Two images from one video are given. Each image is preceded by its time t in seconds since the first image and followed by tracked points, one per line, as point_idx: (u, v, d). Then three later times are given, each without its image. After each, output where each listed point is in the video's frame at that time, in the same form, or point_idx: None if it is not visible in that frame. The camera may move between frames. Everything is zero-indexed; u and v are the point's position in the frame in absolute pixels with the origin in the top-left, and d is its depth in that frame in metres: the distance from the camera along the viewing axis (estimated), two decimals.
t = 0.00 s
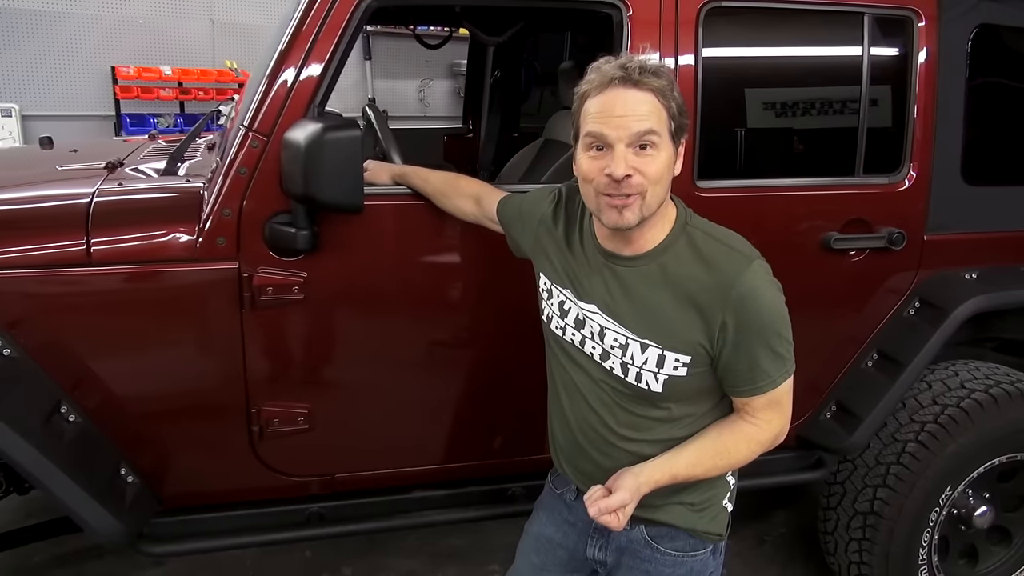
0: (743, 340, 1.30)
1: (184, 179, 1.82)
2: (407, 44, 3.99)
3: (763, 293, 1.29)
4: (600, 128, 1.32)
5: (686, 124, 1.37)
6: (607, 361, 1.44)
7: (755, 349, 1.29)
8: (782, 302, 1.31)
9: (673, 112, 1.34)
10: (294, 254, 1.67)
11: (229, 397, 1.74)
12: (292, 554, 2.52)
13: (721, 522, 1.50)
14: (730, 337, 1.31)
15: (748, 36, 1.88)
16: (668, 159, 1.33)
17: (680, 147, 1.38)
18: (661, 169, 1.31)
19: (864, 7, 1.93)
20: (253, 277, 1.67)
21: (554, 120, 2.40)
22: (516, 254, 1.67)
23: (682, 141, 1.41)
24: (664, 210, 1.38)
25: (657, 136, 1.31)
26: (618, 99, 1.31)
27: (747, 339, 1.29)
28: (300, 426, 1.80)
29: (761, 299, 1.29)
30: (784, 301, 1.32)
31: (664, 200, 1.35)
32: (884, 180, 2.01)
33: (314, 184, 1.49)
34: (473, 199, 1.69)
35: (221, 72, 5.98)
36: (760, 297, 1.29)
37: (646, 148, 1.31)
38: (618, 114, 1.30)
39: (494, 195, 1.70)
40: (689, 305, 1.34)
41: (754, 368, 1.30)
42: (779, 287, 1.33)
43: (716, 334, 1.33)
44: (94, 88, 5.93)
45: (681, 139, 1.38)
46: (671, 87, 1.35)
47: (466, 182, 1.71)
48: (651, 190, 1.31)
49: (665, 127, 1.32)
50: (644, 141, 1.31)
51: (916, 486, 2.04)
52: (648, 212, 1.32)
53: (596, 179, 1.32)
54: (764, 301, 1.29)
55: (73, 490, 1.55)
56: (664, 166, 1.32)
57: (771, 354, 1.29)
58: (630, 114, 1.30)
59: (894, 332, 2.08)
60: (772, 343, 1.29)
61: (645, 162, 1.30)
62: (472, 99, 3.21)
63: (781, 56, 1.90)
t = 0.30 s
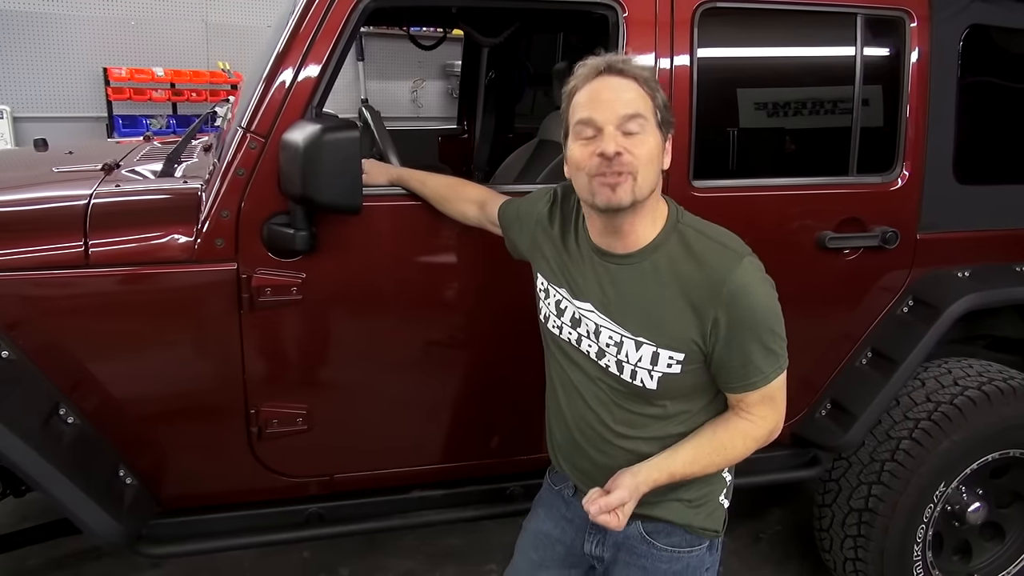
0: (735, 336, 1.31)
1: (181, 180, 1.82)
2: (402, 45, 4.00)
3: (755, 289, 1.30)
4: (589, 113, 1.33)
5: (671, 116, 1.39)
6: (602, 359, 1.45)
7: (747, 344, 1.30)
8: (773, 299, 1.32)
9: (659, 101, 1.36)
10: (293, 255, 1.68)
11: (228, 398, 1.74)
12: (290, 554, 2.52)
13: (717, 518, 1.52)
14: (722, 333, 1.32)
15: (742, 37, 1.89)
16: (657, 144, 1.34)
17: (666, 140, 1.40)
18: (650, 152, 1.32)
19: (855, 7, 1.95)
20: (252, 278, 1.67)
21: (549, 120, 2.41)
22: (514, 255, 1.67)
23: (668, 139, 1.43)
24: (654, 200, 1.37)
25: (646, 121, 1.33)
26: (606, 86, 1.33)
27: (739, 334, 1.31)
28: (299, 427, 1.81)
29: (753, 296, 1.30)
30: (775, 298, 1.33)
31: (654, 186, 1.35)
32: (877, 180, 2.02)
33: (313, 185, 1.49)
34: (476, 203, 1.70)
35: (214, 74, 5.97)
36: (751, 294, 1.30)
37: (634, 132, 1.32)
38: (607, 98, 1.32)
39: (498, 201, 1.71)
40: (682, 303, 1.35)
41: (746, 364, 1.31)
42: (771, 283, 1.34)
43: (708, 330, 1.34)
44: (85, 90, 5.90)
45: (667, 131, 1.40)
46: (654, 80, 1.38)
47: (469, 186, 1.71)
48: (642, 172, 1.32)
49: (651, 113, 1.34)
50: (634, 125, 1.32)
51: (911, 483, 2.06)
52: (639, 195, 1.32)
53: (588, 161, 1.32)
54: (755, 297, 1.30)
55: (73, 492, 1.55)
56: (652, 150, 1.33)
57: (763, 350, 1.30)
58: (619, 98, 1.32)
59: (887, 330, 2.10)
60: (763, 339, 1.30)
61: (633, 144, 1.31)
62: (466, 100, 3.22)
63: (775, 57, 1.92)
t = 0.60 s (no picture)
0: (732, 316, 1.28)
1: (178, 180, 1.81)
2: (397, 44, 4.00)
3: (755, 274, 1.29)
4: (573, 119, 1.36)
5: (660, 103, 1.39)
6: (604, 340, 1.45)
7: (739, 326, 1.26)
8: (775, 287, 1.30)
9: (642, 92, 1.36)
10: (292, 255, 1.68)
11: (226, 398, 1.74)
12: (287, 554, 2.52)
13: (709, 527, 1.48)
14: (720, 312, 1.29)
15: (739, 37, 1.90)
16: (645, 135, 1.34)
17: (661, 128, 1.39)
18: (636, 144, 1.33)
19: (851, 8, 1.95)
20: (250, 278, 1.67)
21: (545, 120, 2.42)
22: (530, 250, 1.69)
23: (667, 126, 1.42)
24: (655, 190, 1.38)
25: (627, 115, 1.33)
26: (584, 89, 1.36)
27: (733, 315, 1.27)
28: (298, 427, 1.80)
29: (752, 280, 1.28)
30: (777, 288, 1.31)
31: (650, 178, 1.35)
32: (873, 179, 2.03)
33: (312, 184, 1.49)
34: (480, 204, 1.71)
35: (209, 73, 5.96)
36: (751, 275, 1.29)
37: (619, 128, 1.33)
38: (585, 102, 1.35)
39: (502, 201, 1.72)
40: (682, 282, 1.34)
41: (740, 346, 1.25)
42: (775, 277, 1.32)
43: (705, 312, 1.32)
44: (79, 89, 5.88)
45: (661, 120, 1.40)
46: (636, 72, 1.38)
47: (472, 187, 1.72)
48: (631, 164, 1.32)
49: (634, 106, 1.34)
50: (616, 121, 1.33)
51: (907, 481, 2.06)
52: (632, 189, 1.33)
53: (578, 164, 1.35)
54: (755, 282, 1.28)
55: (71, 493, 1.55)
56: (640, 142, 1.33)
57: (756, 336, 1.25)
58: (597, 99, 1.34)
59: (884, 329, 2.11)
60: (760, 321, 1.26)
61: (619, 140, 1.32)
62: (463, 99, 3.22)
63: (772, 56, 1.92)
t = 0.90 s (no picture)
0: (711, 324, 1.26)
1: (174, 179, 1.80)
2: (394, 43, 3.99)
3: (744, 283, 1.27)
4: (588, 106, 1.37)
5: (680, 103, 1.35)
6: (585, 323, 1.44)
7: (719, 333, 1.25)
8: (762, 306, 1.28)
9: (661, 89, 1.34)
10: (288, 254, 1.67)
11: (222, 397, 1.73)
12: (283, 554, 2.51)
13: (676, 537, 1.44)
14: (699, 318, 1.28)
15: (736, 36, 1.90)
16: (652, 132, 1.33)
17: (678, 128, 1.36)
18: (639, 139, 1.32)
19: (849, 7, 1.95)
20: (246, 277, 1.66)
21: (542, 119, 2.41)
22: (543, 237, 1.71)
23: (690, 126, 1.38)
24: (658, 188, 1.36)
25: (637, 109, 1.32)
26: (602, 78, 1.36)
27: (715, 321, 1.26)
28: (295, 427, 1.80)
29: (740, 288, 1.26)
30: (765, 308, 1.29)
31: (651, 175, 1.34)
32: (871, 178, 2.03)
33: (309, 184, 1.49)
34: (487, 196, 1.71)
35: (204, 71, 5.94)
36: (739, 288, 1.26)
37: (627, 121, 1.33)
38: (598, 90, 1.36)
39: (509, 194, 1.73)
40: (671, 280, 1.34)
41: (715, 351, 1.24)
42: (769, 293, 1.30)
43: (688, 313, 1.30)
44: (74, 87, 5.85)
45: (680, 117, 1.36)
46: (662, 68, 1.36)
47: (477, 182, 1.73)
48: (629, 159, 1.32)
49: (647, 102, 1.33)
50: (622, 114, 1.33)
51: (904, 480, 2.07)
52: (627, 183, 1.33)
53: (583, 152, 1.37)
54: (742, 290, 1.26)
55: (67, 494, 1.54)
56: (645, 139, 1.32)
57: (735, 344, 1.24)
58: (608, 89, 1.35)
59: (881, 329, 2.11)
60: (738, 334, 1.24)
61: (623, 133, 1.32)
62: (460, 99, 3.22)
63: (769, 56, 1.92)
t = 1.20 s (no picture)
0: (705, 330, 1.28)
1: (173, 177, 1.79)
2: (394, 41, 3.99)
3: (737, 288, 1.28)
4: (592, 97, 1.35)
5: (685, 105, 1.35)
6: (582, 329, 1.44)
7: (716, 340, 1.27)
8: (756, 304, 1.29)
9: (668, 90, 1.33)
10: (287, 252, 1.67)
11: (220, 396, 1.72)
12: (281, 553, 2.51)
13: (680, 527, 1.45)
14: (693, 323, 1.30)
15: (736, 36, 1.89)
16: (656, 132, 1.32)
17: (679, 131, 1.36)
18: (641, 138, 1.31)
19: (849, 7, 1.95)
20: (245, 276, 1.65)
21: (541, 118, 2.41)
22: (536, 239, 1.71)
23: (689, 130, 1.39)
24: (654, 188, 1.36)
25: (642, 107, 1.31)
26: (611, 71, 1.34)
27: (710, 328, 1.27)
28: (293, 426, 1.79)
29: (733, 293, 1.27)
30: (760, 306, 1.30)
31: (649, 175, 1.34)
32: (871, 179, 2.03)
33: (308, 182, 1.48)
34: (483, 199, 1.71)
35: (203, 69, 5.93)
36: (731, 290, 1.27)
37: (632, 118, 1.31)
38: (604, 84, 1.34)
39: (505, 196, 1.72)
40: (663, 282, 1.34)
41: (709, 357, 1.27)
42: (761, 292, 1.31)
43: (682, 319, 1.31)
44: (72, 84, 5.85)
45: (683, 120, 1.36)
46: (671, 69, 1.35)
47: (473, 182, 1.72)
48: (630, 157, 1.31)
49: (654, 102, 1.32)
50: (627, 110, 1.31)
51: (902, 481, 2.06)
52: (625, 181, 1.32)
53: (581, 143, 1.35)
54: (735, 295, 1.27)
55: (64, 492, 1.54)
56: (648, 138, 1.31)
57: (731, 350, 1.26)
58: (616, 83, 1.33)
59: (880, 329, 2.11)
60: (733, 337, 1.26)
61: (627, 130, 1.31)
62: (459, 97, 3.21)
63: (769, 56, 1.92)
